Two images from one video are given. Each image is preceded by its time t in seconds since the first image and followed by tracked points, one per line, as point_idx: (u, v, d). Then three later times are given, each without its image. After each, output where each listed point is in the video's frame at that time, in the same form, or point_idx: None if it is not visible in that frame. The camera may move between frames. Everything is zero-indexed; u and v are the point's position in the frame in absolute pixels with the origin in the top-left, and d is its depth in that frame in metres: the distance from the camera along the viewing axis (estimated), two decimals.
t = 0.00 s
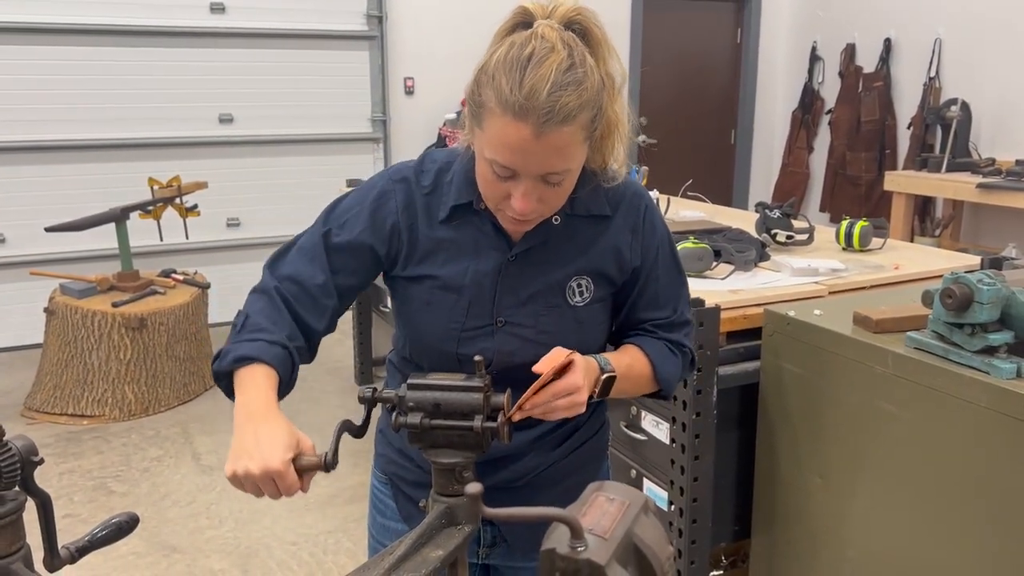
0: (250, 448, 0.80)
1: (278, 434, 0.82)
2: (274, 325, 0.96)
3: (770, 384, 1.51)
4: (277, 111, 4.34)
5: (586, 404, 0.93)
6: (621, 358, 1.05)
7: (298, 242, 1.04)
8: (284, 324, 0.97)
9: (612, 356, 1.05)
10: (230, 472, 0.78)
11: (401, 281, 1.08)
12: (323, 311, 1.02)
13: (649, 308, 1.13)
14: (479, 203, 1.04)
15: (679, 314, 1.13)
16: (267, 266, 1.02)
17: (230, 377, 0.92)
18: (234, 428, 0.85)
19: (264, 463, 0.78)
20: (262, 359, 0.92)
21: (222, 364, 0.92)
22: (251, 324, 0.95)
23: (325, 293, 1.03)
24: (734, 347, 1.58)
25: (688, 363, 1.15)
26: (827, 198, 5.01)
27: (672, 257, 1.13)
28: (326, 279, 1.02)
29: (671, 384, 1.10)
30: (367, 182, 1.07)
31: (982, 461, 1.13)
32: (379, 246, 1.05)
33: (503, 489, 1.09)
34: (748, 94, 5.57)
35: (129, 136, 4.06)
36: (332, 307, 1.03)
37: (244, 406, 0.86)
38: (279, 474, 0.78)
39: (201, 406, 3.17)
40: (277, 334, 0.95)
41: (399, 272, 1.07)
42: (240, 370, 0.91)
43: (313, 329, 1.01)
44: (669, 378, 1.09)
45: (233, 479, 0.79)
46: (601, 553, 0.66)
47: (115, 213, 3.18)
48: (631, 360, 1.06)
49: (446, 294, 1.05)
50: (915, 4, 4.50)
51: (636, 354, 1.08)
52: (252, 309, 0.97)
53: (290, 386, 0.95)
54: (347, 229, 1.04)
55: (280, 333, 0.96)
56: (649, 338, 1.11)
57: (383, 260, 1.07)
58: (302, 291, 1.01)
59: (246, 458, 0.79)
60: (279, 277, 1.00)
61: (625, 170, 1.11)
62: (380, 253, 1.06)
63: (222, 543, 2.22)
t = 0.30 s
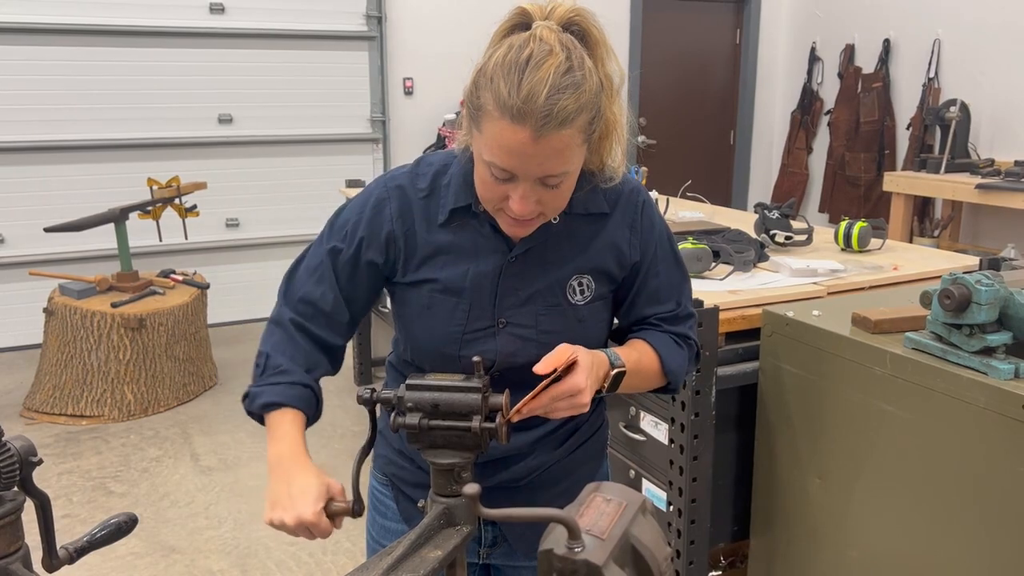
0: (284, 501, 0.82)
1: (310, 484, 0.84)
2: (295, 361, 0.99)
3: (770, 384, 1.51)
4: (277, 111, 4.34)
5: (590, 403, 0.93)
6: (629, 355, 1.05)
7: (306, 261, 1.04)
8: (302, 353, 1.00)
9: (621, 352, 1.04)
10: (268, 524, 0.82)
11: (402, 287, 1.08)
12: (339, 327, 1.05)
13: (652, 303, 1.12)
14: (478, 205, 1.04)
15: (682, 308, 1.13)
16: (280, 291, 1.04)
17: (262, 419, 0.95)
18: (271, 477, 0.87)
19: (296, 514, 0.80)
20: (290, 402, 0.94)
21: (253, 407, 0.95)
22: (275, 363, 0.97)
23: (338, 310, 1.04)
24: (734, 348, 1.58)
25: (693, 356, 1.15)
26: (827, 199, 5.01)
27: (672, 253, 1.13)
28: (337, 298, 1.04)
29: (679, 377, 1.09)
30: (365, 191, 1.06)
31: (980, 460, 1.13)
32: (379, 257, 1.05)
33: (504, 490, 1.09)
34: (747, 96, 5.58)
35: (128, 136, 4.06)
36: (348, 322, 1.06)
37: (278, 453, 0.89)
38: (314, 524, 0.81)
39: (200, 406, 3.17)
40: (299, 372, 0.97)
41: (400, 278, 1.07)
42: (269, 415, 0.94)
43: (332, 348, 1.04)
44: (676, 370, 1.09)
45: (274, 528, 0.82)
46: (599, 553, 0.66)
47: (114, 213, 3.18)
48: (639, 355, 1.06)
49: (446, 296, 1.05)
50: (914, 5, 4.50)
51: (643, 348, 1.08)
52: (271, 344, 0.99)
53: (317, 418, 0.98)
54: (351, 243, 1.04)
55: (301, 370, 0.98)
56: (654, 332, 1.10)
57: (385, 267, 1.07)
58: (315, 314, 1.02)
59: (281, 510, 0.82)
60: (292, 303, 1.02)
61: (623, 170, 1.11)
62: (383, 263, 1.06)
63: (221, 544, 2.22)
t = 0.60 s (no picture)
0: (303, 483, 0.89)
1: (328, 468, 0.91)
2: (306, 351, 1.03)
3: (768, 384, 1.51)
4: (276, 111, 4.34)
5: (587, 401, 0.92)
6: (633, 350, 1.05)
7: (312, 254, 1.07)
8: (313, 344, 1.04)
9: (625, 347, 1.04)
10: (285, 500, 0.88)
11: (401, 281, 1.08)
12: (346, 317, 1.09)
13: (653, 301, 1.12)
14: (479, 200, 1.04)
15: (684, 306, 1.13)
16: (289, 286, 1.07)
17: (281, 405, 1.01)
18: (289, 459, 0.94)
19: (312, 497, 0.87)
20: (304, 390, 1.00)
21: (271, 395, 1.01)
22: (288, 353, 1.03)
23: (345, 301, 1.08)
24: (732, 348, 1.58)
25: (694, 355, 1.15)
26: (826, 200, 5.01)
27: (672, 253, 1.13)
28: (339, 290, 1.06)
29: (681, 374, 1.09)
30: (366, 185, 1.07)
31: (979, 460, 1.13)
32: (378, 250, 1.06)
33: (502, 490, 1.08)
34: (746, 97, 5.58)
35: (127, 136, 4.06)
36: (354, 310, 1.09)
37: (297, 438, 0.95)
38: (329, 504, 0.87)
39: (199, 406, 3.17)
40: (311, 360, 1.02)
41: (400, 273, 1.08)
42: (286, 402, 1.00)
43: (341, 337, 1.08)
44: (680, 367, 1.09)
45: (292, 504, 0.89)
46: (595, 553, 0.66)
47: (113, 213, 3.18)
48: (643, 351, 1.06)
49: (446, 291, 1.05)
50: (913, 4, 4.50)
51: (646, 345, 1.08)
52: (284, 334, 1.04)
53: (333, 403, 1.04)
54: (352, 237, 1.05)
55: (312, 359, 1.03)
56: (658, 329, 1.11)
57: (385, 262, 1.08)
58: (322, 306, 1.06)
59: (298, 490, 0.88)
60: (299, 295, 1.06)
61: (625, 169, 1.11)
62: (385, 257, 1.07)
63: (220, 544, 2.21)
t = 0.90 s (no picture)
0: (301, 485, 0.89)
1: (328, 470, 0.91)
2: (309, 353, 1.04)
3: (769, 385, 1.51)
4: (275, 111, 4.34)
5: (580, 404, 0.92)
6: (610, 364, 1.05)
7: (316, 254, 1.08)
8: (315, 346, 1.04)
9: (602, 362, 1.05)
10: (285, 503, 0.89)
11: (402, 281, 1.08)
12: (349, 316, 1.09)
13: (646, 311, 1.13)
14: (481, 200, 1.04)
15: (673, 318, 1.13)
16: (293, 288, 1.08)
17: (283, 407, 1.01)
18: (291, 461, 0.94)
19: (312, 499, 0.88)
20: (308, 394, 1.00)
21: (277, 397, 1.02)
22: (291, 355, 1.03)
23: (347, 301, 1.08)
24: (732, 348, 1.58)
25: (680, 368, 1.15)
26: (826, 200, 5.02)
27: (671, 260, 1.13)
28: (340, 290, 1.06)
29: (662, 390, 1.09)
30: (368, 185, 1.07)
31: (980, 460, 1.13)
32: (378, 250, 1.06)
33: (502, 491, 1.08)
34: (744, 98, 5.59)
35: (127, 136, 4.06)
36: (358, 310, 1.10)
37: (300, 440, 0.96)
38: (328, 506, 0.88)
39: (199, 407, 3.17)
40: (313, 362, 1.03)
41: (401, 273, 1.07)
42: (289, 404, 1.00)
43: (344, 337, 1.08)
44: (661, 384, 1.08)
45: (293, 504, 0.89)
46: (598, 554, 0.66)
47: (112, 213, 3.17)
48: (622, 364, 1.06)
49: (447, 291, 1.04)
50: (912, 4, 4.50)
51: (627, 358, 1.08)
52: (287, 335, 1.05)
53: (335, 404, 1.04)
54: (355, 237, 1.06)
55: (314, 360, 1.03)
56: (643, 342, 1.11)
57: (386, 263, 1.08)
58: (324, 307, 1.06)
59: (298, 492, 0.89)
60: (302, 296, 1.06)
61: (627, 171, 1.11)
62: (386, 258, 1.07)
63: (219, 544, 2.21)
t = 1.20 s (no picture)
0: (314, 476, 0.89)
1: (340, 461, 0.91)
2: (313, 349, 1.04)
3: (770, 384, 1.51)
4: (275, 112, 4.33)
5: (585, 405, 0.93)
6: (614, 364, 1.04)
7: (317, 253, 1.08)
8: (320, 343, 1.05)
9: (604, 362, 1.04)
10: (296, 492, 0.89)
11: (401, 281, 1.08)
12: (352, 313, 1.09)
13: (645, 309, 1.12)
14: (476, 200, 1.04)
15: (674, 317, 1.12)
16: (296, 288, 1.09)
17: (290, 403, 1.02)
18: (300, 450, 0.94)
19: (324, 489, 0.88)
20: (313, 389, 1.01)
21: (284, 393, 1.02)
22: (295, 354, 1.04)
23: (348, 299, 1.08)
24: (734, 348, 1.57)
25: (683, 366, 1.14)
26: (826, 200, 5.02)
27: (670, 258, 1.12)
28: (341, 289, 1.07)
29: (666, 388, 1.08)
30: (367, 185, 1.08)
31: (981, 459, 1.13)
32: (376, 249, 1.06)
33: (502, 489, 1.08)
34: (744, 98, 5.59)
35: (127, 136, 4.05)
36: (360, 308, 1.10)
37: (310, 431, 0.96)
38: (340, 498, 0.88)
39: (199, 407, 3.17)
40: (318, 357, 1.03)
41: (399, 273, 1.07)
42: (295, 400, 1.01)
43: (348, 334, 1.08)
44: (664, 383, 1.08)
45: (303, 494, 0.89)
46: (606, 554, 0.66)
47: (112, 213, 3.17)
48: (624, 364, 1.06)
49: (444, 291, 1.04)
50: (912, 4, 4.50)
51: (629, 358, 1.07)
52: (290, 334, 1.06)
53: (341, 398, 1.05)
54: (353, 236, 1.06)
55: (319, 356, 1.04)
56: (645, 341, 1.10)
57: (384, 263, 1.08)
58: (326, 305, 1.07)
59: (310, 482, 0.89)
60: (303, 295, 1.07)
61: (624, 169, 1.11)
62: (384, 257, 1.07)
63: (220, 545, 2.21)
